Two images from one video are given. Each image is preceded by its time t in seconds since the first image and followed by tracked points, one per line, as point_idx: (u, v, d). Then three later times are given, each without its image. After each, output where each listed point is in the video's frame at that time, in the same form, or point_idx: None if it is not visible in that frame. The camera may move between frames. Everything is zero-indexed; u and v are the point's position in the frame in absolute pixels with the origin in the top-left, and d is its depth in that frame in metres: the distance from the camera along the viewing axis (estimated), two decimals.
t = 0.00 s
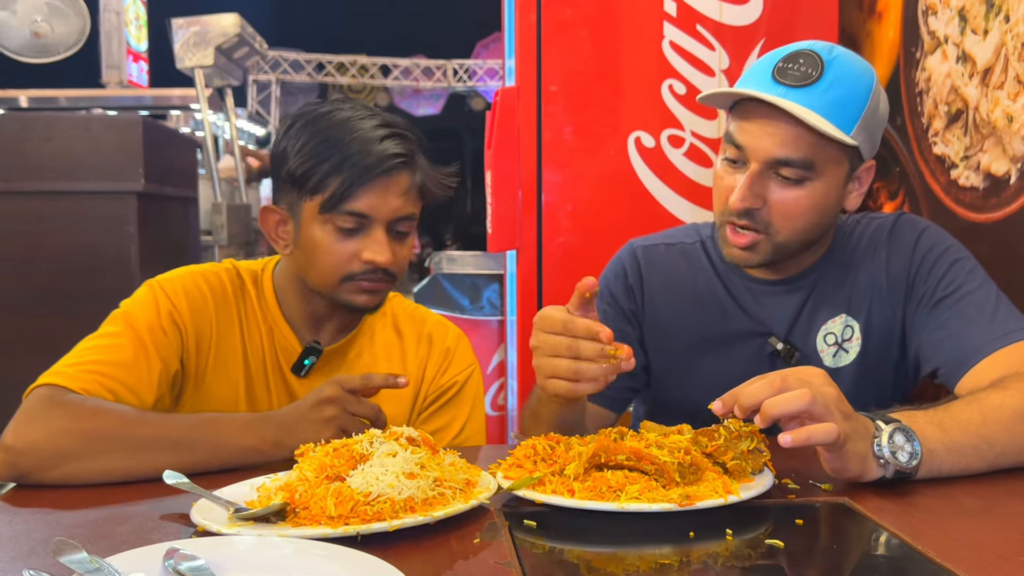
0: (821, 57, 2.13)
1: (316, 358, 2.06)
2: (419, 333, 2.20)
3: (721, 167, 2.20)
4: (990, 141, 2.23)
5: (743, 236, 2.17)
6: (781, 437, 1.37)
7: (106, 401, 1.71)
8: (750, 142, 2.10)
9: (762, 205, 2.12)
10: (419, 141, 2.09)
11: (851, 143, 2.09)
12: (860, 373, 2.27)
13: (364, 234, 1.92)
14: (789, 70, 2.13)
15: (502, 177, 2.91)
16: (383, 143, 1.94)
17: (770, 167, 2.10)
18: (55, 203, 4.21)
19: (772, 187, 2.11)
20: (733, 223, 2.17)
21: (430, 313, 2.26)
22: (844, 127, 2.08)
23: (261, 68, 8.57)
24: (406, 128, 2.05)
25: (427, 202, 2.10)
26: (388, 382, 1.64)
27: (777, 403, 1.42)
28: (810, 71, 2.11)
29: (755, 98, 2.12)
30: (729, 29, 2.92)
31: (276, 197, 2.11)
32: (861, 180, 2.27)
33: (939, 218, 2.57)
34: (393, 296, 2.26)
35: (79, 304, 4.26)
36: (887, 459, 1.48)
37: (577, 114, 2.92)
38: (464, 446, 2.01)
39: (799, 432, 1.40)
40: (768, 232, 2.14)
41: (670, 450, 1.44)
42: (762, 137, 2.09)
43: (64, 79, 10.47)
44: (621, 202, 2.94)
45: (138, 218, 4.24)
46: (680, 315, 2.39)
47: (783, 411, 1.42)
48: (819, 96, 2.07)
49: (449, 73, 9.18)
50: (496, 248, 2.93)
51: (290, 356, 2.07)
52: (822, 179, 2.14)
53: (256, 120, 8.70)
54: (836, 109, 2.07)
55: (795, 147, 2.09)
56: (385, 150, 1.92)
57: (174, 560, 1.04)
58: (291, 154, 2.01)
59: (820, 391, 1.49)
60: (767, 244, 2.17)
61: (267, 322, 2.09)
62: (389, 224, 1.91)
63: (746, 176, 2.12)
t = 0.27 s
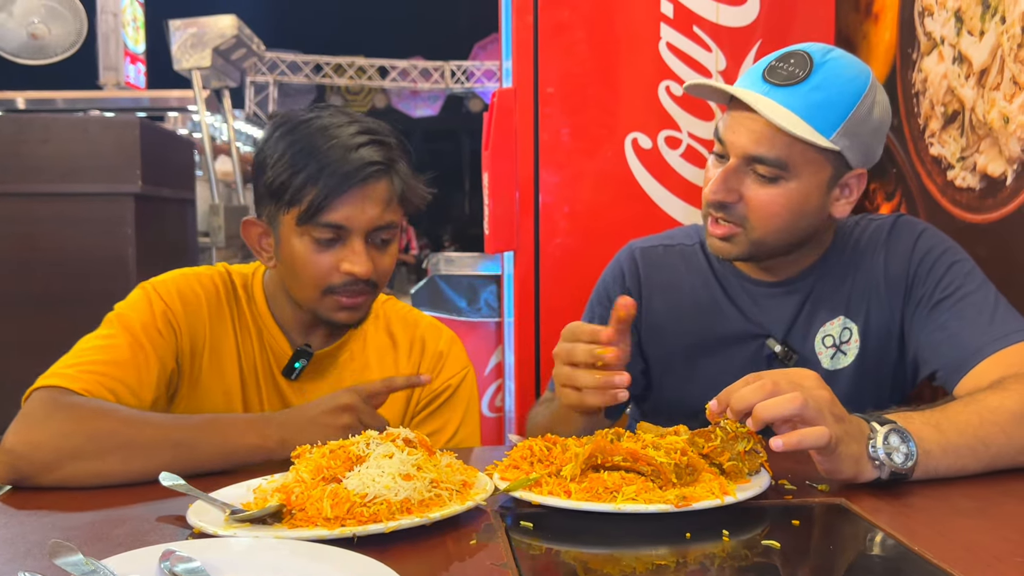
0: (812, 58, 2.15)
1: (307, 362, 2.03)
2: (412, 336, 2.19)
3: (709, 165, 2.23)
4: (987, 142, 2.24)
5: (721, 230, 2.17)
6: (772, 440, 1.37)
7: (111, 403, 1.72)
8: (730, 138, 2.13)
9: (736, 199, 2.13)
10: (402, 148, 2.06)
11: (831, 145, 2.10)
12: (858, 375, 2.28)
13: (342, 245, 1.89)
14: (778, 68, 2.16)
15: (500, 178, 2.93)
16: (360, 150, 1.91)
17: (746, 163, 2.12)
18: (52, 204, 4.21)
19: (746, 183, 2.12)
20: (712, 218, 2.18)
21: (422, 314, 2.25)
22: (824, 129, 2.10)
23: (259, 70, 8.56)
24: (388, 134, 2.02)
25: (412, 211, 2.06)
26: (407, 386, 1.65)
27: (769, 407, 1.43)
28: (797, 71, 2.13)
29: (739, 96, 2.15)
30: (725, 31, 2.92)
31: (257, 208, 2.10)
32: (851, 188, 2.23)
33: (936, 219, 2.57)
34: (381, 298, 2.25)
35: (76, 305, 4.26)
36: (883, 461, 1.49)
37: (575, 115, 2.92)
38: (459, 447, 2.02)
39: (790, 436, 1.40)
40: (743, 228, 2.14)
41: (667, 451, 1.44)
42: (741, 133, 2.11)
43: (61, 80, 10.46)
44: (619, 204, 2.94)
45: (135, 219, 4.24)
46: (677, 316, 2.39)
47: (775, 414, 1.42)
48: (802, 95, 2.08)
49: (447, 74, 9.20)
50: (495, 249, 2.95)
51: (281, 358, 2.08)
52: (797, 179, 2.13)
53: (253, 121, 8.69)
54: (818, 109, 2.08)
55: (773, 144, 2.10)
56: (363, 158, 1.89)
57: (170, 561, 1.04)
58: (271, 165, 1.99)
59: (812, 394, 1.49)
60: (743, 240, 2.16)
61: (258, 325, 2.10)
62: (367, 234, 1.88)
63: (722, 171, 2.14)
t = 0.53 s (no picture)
0: (816, 59, 2.16)
1: (298, 359, 2.04)
2: (408, 335, 2.18)
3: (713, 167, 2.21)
4: (984, 143, 2.24)
5: (730, 233, 2.16)
6: (772, 437, 1.37)
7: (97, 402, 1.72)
8: (737, 141, 2.12)
9: (747, 202, 2.12)
10: (381, 133, 2.06)
11: (839, 145, 2.10)
12: (855, 375, 2.28)
13: (315, 227, 1.87)
14: (782, 70, 2.16)
15: (498, 180, 2.93)
16: (334, 131, 1.92)
17: (756, 166, 2.11)
18: (50, 206, 4.20)
19: (757, 186, 2.11)
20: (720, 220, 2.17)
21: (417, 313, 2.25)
22: (833, 130, 2.10)
23: (257, 71, 8.56)
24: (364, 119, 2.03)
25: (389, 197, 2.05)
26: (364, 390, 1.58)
27: (767, 403, 1.42)
28: (803, 72, 2.13)
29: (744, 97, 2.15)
30: (723, 32, 2.93)
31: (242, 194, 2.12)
32: (855, 185, 2.25)
33: (933, 219, 2.58)
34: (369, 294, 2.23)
35: (74, 307, 4.25)
36: (880, 460, 1.49)
37: (573, 116, 2.92)
38: (457, 448, 2.03)
39: (789, 432, 1.40)
40: (754, 230, 2.13)
41: (665, 452, 1.44)
42: (750, 136, 2.10)
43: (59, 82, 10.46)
44: (616, 205, 2.94)
45: (133, 221, 4.24)
46: (675, 313, 2.39)
47: (774, 410, 1.42)
48: (809, 96, 2.09)
49: (445, 76, 9.24)
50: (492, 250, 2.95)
51: (273, 357, 2.07)
52: (808, 179, 2.13)
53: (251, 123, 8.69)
54: (826, 110, 2.08)
55: (782, 146, 2.09)
56: (334, 140, 1.90)
57: (168, 563, 1.04)
58: (246, 149, 2.00)
59: (811, 393, 1.49)
60: (753, 242, 2.15)
61: (250, 325, 2.09)
62: (339, 217, 1.86)
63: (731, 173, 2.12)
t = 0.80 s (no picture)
0: (812, 64, 2.15)
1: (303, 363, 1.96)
2: (406, 332, 2.18)
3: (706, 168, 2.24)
4: (983, 144, 2.24)
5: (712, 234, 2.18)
6: (769, 436, 1.38)
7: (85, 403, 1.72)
8: (724, 143, 2.14)
9: (729, 205, 2.14)
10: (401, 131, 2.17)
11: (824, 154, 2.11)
12: (853, 377, 2.28)
13: (377, 221, 1.97)
14: (775, 75, 2.16)
15: (497, 181, 2.92)
16: (378, 132, 2.01)
17: (740, 170, 2.13)
18: (48, 207, 4.20)
19: (740, 189, 2.13)
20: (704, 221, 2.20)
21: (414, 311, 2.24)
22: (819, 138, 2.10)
23: (255, 73, 8.56)
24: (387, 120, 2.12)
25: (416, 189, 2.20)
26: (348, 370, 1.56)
27: (766, 402, 1.43)
28: (795, 78, 2.13)
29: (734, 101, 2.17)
30: (722, 33, 2.93)
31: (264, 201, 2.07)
32: (846, 196, 2.22)
33: (932, 220, 2.58)
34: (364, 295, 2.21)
35: (73, 309, 4.25)
36: (878, 460, 1.49)
37: (571, 118, 2.93)
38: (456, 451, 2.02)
39: (787, 430, 1.40)
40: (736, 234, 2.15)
41: (664, 452, 1.44)
42: (736, 139, 2.12)
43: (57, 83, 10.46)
44: (615, 206, 2.94)
45: (132, 222, 4.24)
46: (672, 315, 2.39)
47: (772, 409, 1.42)
48: (797, 103, 2.09)
49: (444, 77, 9.27)
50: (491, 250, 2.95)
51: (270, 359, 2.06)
52: (791, 187, 2.14)
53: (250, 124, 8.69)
54: (813, 119, 2.09)
55: (767, 151, 2.10)
56: (382, 141, 1.99)
57: (167, 564, 1.04)
58: (278, 157, 2.00)
59: (810, 391, 1.49)
60: (736, 245, 2.17)
61: (246, 329, 2.09)
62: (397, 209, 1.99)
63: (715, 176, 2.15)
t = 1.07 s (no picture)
0: (810, 67, 2.16)
1: (316, 364, 1.99)
2: (410, 330, 2.19)
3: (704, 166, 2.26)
4: (980, 146, 2.25)
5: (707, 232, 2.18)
6: (764, 436, 1.38)
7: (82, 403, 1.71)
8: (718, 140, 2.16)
9: (722, 204, 2.15)
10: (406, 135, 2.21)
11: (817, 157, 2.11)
12: (852, 380, 2.28)
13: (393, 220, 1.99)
14: (774, 76, 2.18)
15: (495, 184, 2.91)
16: (384, 133, 2.05)
17: (733, 168, 2.14)
18: (46, 209, 4.19)
19: (733, 188, 2.15)
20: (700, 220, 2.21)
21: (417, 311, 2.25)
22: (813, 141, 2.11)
23: (254, 74, 8.56)
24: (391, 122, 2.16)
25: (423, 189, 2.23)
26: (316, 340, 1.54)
27: (760, 402, 1.43)
28: (793, 80, 2.14)
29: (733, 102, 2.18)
30: (720, 36, 2.94)
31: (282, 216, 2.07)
32: (840, 203, 2.21)
33: (930, 222, 2.58)
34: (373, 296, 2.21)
35: (71, 311, 4.24)
36: (875, 461, 1.50)
37: (570, 120, 2.93)
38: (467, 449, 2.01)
39: (781, 431, 1.41)
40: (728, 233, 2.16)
41: (662, 455, 1.44)
42: (729, 138, 2.14)
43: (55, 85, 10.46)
44: (614, 209, 2.94)
45: (130, 225, 4.23)
46: (671, 318, 2.39)
47: (766, 409, 1.42)
48: (792, 106, 2.10)
49: (442, 79, 9.32)
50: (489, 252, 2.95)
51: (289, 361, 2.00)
52: (783, 188, 2.15)
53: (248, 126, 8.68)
54: (806, 121, 2.09)
55: (760, 151, 2.11)
56: (391, 143, 2.02)
57: (166, 569, 1.04)
58: (290, 168, 2.01)
59: (803, 393, 1.50)
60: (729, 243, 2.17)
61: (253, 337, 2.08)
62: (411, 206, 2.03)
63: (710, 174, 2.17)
